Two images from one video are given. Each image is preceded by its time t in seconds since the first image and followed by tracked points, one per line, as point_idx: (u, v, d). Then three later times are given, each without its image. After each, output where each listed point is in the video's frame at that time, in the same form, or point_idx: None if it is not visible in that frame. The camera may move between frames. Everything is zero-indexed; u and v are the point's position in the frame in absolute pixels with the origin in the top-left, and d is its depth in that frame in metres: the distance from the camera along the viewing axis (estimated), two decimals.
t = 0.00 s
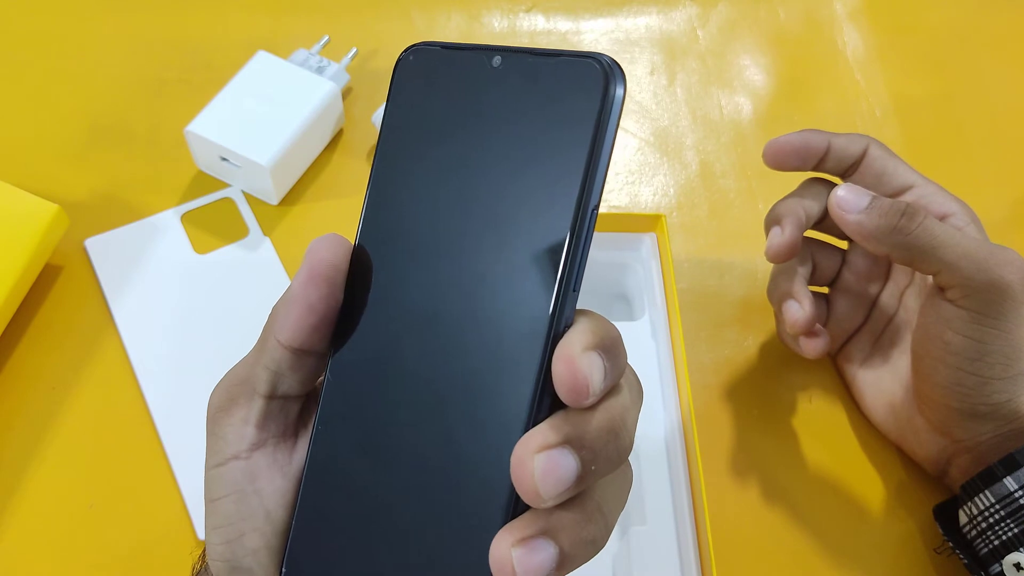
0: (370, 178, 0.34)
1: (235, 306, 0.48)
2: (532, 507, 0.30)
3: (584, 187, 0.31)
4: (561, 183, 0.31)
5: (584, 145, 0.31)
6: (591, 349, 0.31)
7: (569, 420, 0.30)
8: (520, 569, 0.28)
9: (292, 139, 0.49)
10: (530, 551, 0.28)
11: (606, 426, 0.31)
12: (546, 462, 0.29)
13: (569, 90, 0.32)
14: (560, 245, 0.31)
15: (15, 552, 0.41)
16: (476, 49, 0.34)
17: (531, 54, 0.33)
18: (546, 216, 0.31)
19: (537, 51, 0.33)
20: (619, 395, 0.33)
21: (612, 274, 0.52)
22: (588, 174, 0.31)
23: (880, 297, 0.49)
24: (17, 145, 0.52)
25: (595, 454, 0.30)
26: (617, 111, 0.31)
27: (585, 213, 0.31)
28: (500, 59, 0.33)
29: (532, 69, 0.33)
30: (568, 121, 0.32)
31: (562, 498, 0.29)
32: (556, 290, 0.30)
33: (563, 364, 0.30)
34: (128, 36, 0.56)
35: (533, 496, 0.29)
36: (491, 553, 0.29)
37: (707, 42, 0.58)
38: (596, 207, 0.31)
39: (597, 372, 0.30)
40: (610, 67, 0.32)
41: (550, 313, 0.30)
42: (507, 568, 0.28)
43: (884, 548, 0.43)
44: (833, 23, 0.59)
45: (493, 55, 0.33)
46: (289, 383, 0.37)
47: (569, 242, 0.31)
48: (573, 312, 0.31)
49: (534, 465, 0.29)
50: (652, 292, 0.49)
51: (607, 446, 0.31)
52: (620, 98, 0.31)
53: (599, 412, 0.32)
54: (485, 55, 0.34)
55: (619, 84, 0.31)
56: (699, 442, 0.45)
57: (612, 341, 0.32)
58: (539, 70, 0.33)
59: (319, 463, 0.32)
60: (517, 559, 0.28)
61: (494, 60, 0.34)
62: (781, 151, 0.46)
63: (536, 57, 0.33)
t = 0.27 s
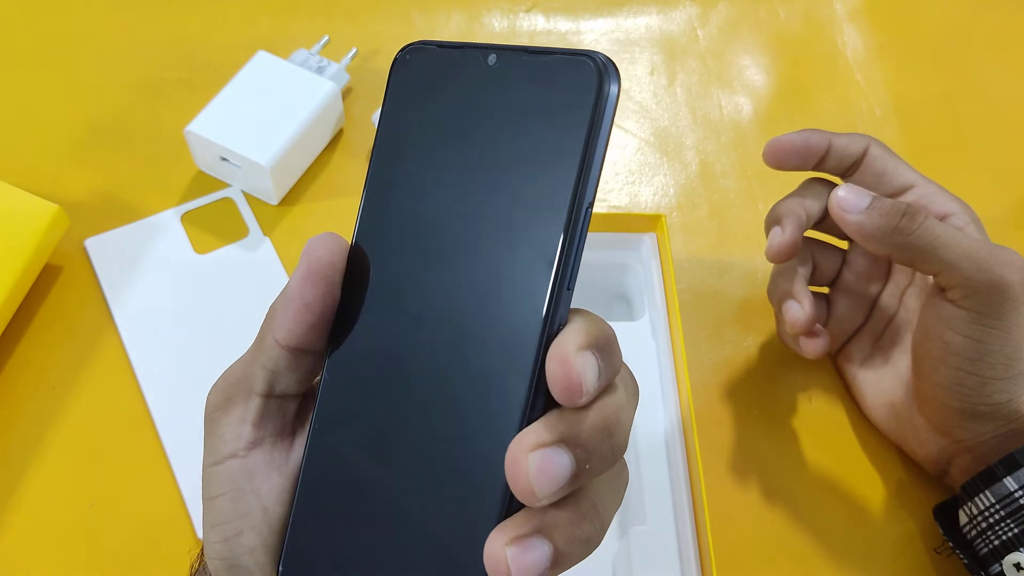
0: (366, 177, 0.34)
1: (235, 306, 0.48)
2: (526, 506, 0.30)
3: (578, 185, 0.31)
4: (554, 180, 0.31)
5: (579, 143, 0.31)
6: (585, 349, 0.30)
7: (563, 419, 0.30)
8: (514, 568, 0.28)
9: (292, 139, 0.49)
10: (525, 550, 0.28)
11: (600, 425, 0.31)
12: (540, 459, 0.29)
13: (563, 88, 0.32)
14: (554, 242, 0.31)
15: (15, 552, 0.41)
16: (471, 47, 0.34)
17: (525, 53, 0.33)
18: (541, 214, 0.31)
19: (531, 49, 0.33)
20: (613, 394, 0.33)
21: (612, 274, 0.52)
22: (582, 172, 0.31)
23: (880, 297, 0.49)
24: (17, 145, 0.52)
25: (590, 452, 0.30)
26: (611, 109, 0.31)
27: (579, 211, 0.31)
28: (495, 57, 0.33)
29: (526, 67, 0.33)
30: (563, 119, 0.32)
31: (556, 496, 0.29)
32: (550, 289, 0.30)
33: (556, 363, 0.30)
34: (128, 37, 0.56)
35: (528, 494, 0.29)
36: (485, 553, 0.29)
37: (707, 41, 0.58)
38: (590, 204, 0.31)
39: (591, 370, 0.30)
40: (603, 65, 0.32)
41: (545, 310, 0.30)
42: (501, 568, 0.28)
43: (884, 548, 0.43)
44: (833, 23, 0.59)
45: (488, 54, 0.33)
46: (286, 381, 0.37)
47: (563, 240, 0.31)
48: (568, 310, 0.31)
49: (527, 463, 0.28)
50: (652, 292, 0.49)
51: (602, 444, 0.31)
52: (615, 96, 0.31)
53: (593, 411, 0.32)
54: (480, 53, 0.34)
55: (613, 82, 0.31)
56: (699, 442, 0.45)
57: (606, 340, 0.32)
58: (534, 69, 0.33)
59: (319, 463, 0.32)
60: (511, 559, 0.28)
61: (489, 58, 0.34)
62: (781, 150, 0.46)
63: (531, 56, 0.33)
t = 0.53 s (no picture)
0: (365, 177, 0.34)
1: (235, 306, 0.48)
2: (523, 506, 0.30)
3: (575, 183, 0.31)
4: (552, 180, 0.31)
5: (577, 143, 0.31)
6: (582, 349, 0.30)
7: (560, 420, 0.30)
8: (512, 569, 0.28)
9: (292, 138, 0.49)
10: (521, 550, 0.28)
11: (596, 425, 0.31)
12: (539, 460, 0.29)
13: (561, 88, 0.32)
14: (553, 242, 0.31)
15: (15, 552, 0.41)
16: (469, 47, 0.34)
17: (522, 52, 0.33)
18: (539, 213, 0.31)
19: (528, 48, 0.33)
20: (611, 394, 0.33)
21: (612, 274, 0.52)
22: (580, 172, 0.31)
23: (880, 297, 0.49)
24: (17, 145, 0.52)
25: (586, 453, 0.30)
26: (608, 108, 0.31)
27: (576, 210, 0.31)
28: (493, 57, 0.33)
29: (523, 67, 0.33)
30: (561, 118, 0.32)
31: (553, 497, 0.29)
32: (549, 289, 0.30)
33: (553, 364, 0.30)
34: (128, 37, 0.56)
35: (524, 494, 0.29)
36: (482, 553, 0.29)
37: (707, 41, 0.58)
38: (587, 203, 0.31)
39: (587, 371, 0.30)
40: (601, 63, 0.32)
41: (542, 309, 0.30)
42: (498, 568, 0.28)
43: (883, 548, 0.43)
44: (833, 22, 0.59)
45: (486, 53, 0.33)
46: (282, 380, 0.37)
47: (560, 238, 0.31)
48: (565, 311, 0.31)
49: (525, 464, 0.28)
50: (652, 292, 0.49)
51: (599, 444, 0.31)
52: (612, 94, 0.31)
53: (589, 412, 0.31)
54: (478, 53, 0.34)
55: (610, 81, 0.31)
56: (699, 442, 0.45)
57: (603, 341, 0.32)
58: (531, 68, 0.33)
59: (318, 463, 0.32)
60: (510, 559, 0.28)
61: (487, 58, 0.34)
62: (781, 150, 0.46)
63: (528, 55, 0.33)
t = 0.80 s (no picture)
0: (366, 177, 0.34)
1: (235, 306, 0.48)
2: (524, 510, 0.30)
3: (578, 185, 0.31)
4: (553, 182, 0.31)
5: (579, 145, 0.31)
6: (583, 355, 0.30)
7: (562, 424, 0.30)
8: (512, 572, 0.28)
9: (292, 139, 0.49)
10: (521, 554, 0.28)
11: (597, 430, 0.31)
12: (540, 466, 0.29)
13: (564, 90, 0.32)
14: (554, 244, 0.31)
15: (15, 552, 0.41)
16: (471, 48, 0.34)
17: (524, 53, 0.33)
18: (540, 215, 0.31)
19: (531, 50, 0.33)
20: (612, 399, 0.33)
21: (612, 274, 0.52)
22: (582, 175, 0.31)
23: (880, 297, 0.49)
24: (17, 145, 0.52)
25: (587, 458, 0.30)
26: (611, 111, 0.31)
27: (579, 213, 0.31)
28: (495, 58, 0.33)
29: (525, 69, 0.33)
30: (563, 121, 0.32)
31: (553, 502, 0.29)
32: (549, 291, 0.30)
33: (554, 369, 0.30)
34: (127, 37, 0.56)
35: (525, 499, 0.29)
36: (482, 556, 0.29)
37: (707, 41, 0.58)
38: (590, 206, 0.31)
39: (588, 377, 0.30)
40: (604, 66, 0.32)
41: (543, 312, 0.30)
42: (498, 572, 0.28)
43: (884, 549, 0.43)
44: (833, 22, 0.59)
45: (488, 54, 0.33)
46: (283, 380, 0.37)
47: (562, 240, 0.31)
48: (566, 314, 0.31)
49: (526, 470, 0.28)
50: (652, 292, 0.49)
51: (600, 450, 0.31)
52: (615, 98, 0.31)
53: (590, 417, 0.31)
54: (480, 54, 0.34)
55: (613, 83, 0.31)
56: (699, 442, 0.45)
57: (604, 346, 0.32)
58: (534, 70, 0.33)
59: (318, 463, 0.32)
60: (510, 563, 0.28)
61: (489, 60, 0.34)
62: (781, 149, 0.46)
63: (530, 57, 0.33)
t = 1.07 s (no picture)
0: (367, 178, 0.34)
1: (235, 306, 0.48)
2: (523, 511, 0.30)
3: (579, 188, 0.31)
4: (554, 184, 0.31)
5: (580, 147, 0.31)
6: (583, 357, 0.30)
7: (562, 426, 0.30)
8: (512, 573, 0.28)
9: (292, 139, 0.49)
10: (520, 556, 0.28)
11: (597, 432, 0.31)
12: (540, 467, 0.29)
13: (565, 91, 0.32)
14: (555, 246, 0.31)
15: (16, 552, 0.41)
16: (473, 49, 0.34)
17: (526, 55, 0.33)
18: (541, 216, 0.31)
19: (532, 52, 0.33)
20: (612, 401, 0.33)
21: (612, 274, 0.51)
22: (583, 177, 0.31)
23: (880, 297, 0.49)
24: (17, 145, 0.52)
25: (587, 459, 0.30)
26: (613, 113, 0.31)
27: (579, 214, 0.31)
28: (497, 59, 0.33)
29: (526, 71, 0.33)
30: (564, 123, 0.32)
31: (553, 504, 0.29)
32: (550, 292, 0.30)
33: (554, 371, 0.30)
34: (128, 37, 0.56)
35: (524, 501, 0.29)
36: (482, 557, 0.29)
37: (707, 41, 0.58)
38: (590, 208, 0.31)
39: (588, 379, 0.30)
40: (606, 68, 0.32)
41: (544, 313, 0.30)
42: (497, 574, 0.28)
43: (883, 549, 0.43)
44: (833, 22, 0.59)
45: (490, 55, 0.33)
46: (284, 381, 0.37)
47: (563, 241, 0.31)
48: (566, 317, 0.31)
49: (525, 471, 0.28)
50: (652, 292, 0.49)
51: (599, 451, 0.31)
52: (616, 100, 0.31)
53: (590, 419, 0.31)
54: (482, 55, 0.34)
55: (614, 85, 0.31)
56: (699, 443, 0.45)
57: (605, 348, 0.32)
58: (535, 72, 0.33)
59: (319, 462, 0.32)
60: (509, 564, 0.28)
61: (491, 61, 0.34)
62: (781, 149, 0.46)
63: (531, 59, 0.33)
